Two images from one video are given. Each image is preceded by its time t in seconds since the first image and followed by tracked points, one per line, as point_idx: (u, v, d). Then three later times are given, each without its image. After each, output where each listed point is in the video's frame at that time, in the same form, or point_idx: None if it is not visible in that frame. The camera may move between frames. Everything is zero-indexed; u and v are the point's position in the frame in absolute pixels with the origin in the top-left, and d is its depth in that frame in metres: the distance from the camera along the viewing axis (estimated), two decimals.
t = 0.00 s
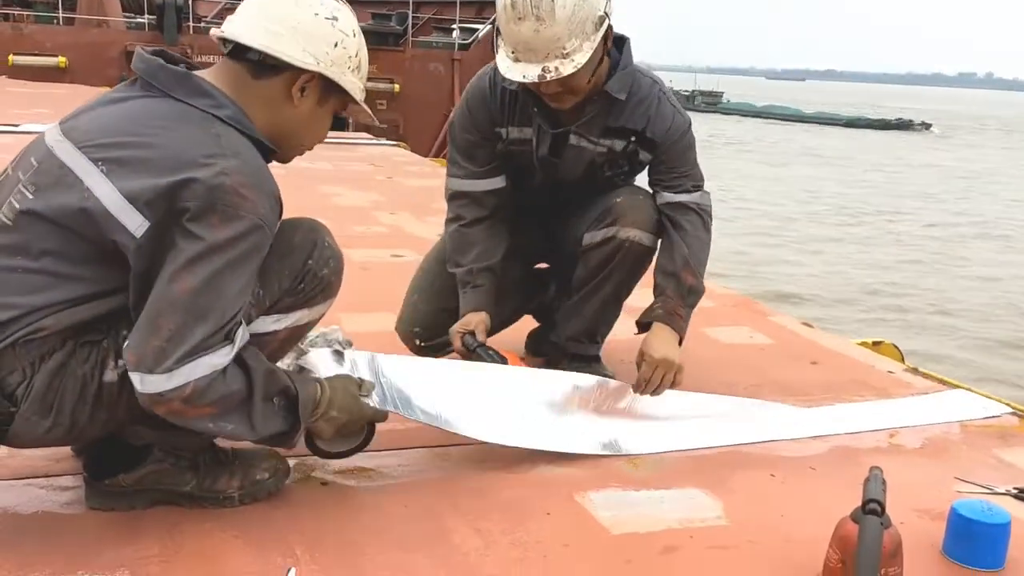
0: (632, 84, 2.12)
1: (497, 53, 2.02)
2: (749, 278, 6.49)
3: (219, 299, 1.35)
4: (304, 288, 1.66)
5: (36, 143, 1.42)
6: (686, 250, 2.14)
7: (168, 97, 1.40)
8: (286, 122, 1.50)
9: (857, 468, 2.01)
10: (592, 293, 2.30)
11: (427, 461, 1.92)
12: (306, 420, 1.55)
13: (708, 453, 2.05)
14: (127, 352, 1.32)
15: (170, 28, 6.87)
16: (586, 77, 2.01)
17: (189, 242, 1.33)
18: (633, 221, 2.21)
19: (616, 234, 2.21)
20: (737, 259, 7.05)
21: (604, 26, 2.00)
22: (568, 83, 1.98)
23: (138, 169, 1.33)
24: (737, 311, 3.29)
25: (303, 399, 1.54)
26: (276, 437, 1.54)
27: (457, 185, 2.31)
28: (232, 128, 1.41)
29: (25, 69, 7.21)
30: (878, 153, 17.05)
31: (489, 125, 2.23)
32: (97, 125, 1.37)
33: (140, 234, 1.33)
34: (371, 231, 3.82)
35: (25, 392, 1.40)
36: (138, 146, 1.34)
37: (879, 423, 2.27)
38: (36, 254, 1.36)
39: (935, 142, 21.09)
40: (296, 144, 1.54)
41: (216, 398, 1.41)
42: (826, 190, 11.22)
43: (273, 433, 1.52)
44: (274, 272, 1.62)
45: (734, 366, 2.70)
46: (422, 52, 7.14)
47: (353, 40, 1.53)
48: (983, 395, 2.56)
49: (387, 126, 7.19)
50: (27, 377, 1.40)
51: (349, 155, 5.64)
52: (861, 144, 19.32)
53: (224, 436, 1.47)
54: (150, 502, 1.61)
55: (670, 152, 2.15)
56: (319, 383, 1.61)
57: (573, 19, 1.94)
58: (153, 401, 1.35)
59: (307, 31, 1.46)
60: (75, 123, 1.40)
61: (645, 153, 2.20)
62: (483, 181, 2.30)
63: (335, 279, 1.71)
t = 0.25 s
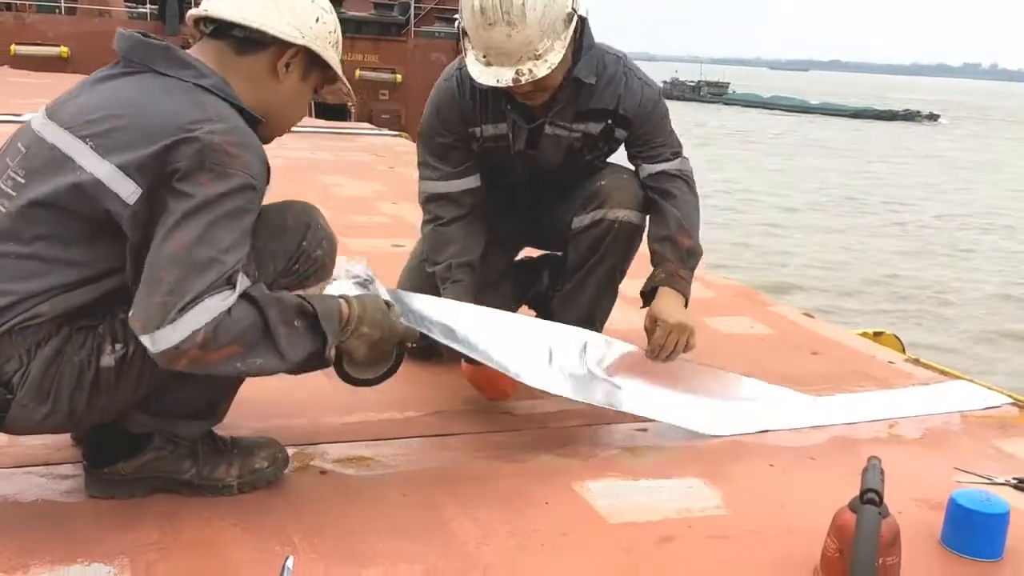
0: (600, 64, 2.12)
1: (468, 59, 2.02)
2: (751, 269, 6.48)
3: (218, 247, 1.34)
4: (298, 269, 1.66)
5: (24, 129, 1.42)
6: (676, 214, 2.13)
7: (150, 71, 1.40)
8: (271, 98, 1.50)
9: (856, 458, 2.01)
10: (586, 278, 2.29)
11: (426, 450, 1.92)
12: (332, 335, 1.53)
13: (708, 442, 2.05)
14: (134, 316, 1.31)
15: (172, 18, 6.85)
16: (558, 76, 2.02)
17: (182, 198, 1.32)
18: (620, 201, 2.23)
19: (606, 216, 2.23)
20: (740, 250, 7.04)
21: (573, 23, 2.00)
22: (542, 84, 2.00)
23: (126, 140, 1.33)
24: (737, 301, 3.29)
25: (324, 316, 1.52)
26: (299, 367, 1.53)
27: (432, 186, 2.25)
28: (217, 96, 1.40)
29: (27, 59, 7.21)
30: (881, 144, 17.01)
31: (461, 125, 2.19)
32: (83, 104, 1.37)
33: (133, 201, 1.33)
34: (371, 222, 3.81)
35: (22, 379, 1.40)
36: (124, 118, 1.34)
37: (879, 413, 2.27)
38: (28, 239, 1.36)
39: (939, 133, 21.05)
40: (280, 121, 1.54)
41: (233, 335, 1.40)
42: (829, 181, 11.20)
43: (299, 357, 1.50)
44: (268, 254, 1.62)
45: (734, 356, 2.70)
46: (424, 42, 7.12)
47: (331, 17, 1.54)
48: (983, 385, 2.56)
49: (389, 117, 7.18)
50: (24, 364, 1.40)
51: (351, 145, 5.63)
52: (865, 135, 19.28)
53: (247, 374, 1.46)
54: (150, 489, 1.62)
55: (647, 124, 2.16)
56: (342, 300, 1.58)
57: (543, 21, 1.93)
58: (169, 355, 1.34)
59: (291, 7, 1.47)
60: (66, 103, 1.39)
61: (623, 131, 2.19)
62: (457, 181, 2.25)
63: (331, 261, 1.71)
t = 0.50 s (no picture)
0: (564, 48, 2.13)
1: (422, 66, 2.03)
2: (752, 264, 6.48)
3: (228, 170, 1.33)
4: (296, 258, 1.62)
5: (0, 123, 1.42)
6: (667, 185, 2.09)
7: (112, 44, 1.39)
8: (236, 64, 1.53)
9: (854, 452, 2.01)
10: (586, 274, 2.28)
11: (424, 444, 1.92)
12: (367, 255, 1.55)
13: (707, 437, 2.05)
14: (170, 256, 1.30)
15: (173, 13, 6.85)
16: (510, 71, 2.03)
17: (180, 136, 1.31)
18: (617, 194, 2.22)
19: (601, 208, 2.22)
20: (741, 245, 7.04)
21: (518, 18, 2.00)
22: (496, 81, 2.02)
23: (104, 111, 1.32)
24: (738, 296, 3.29)
25: (347, 228, 1.55)
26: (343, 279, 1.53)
27: (412, 194, 2.30)
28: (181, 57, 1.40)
29: (28, 54, 7.20)
30: (883, 139, 17.00)
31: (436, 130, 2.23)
32: (58, 88, 1.36)
33: (123, 162, 1.32)
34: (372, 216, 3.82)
35: (22, 377, 1.41)
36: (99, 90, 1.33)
37: (877, 407, 2.27)
38: (16, 231, 1.37)
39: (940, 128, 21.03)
40: (247, 86, 1.57)
41: (272, 245, 1.40)
42: (830, 176, 11.20)
43: (339, 264, 1.51)
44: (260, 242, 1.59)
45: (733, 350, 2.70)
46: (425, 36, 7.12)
47: None
48: (982, 380, 2.56)
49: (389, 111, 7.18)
50: (23, 362, 1.41)
51: (351, 140, 5.63)
52: (867, 130, 19.26)
53: (290, 292, 1.45)
54: (150, 483, 1.63)
55: (621, 99, 2.14)
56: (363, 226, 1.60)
57: (486, 22, 1.93)
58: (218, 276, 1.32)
59: None
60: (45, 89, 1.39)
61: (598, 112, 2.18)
62: (431, 187, 2.30)
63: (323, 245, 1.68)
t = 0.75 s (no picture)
0: (531, 43, 2.12)
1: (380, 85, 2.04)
2: (753, 263, 6.48)
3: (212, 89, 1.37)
4: (226, 265, 1.51)
5: None
6: (649, 168, 2.08)
7: (70, 17, 1.42)
8: (210, 38, 1.54)
9: (856, 453, 2.01)
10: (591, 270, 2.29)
11: (426, 443, 1.92)
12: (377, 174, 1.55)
13: (709, 437, 2.05)
14: (183, 149, 1.32)
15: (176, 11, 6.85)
16: (464, 76, 2.03)
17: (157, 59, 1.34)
18: (616, 193, 2.23)
19: (604, 206, 2.23)
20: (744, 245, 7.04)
21: (464, 24, 1.97)
22: (453, 87, 2.02)
23: (65, 63, 1.33)
24: (741, 296, 3.29)
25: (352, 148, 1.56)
26: (364, 183, 1.53)
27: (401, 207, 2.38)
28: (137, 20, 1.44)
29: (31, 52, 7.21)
30: (885, 138, 16.99)
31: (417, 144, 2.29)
32: (27, 60, 1.38)
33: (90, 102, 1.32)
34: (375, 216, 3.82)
35: None
36: (62, 47, 1.35)
37: (880, 408, 2.27)
38: None
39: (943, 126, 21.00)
40: (225, 61, 1.58)
41: (287, 135, 1.42)
42: (833, 175, 11.18)
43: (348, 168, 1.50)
44: (199, 252, 1.48)
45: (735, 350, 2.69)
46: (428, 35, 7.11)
47: None
48: (985, 380, 2.56)
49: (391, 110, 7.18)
50: None
51: (353, 139, 5.63)
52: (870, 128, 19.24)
53: (314, 185, 1.44)
54: (150, 484, 1.63)
55: (592, 83, 2.13)
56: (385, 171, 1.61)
57: (429, 33, 1.92)
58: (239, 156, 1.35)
59: None
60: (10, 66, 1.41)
61: (572, 100, 2.18)
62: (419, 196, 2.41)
63: (277, 254, 1.59)
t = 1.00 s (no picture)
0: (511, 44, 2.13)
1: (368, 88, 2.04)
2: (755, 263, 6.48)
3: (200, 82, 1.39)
4: (229, 279, 1.51)
5: None
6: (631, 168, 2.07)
7: (62, 30, 1.45)
8: (204, 44, 1.55)
9: (859, 456, 2.01)
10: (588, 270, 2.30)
11: (429, 445, 1.92)
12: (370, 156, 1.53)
13: (711, 440, 2.05)
14: (166, 144, 1.33)
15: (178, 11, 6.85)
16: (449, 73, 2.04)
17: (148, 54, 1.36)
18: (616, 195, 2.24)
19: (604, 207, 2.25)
20: (746, 246, 7.04)
21: (447, 20, 1.98)
22: (439, 84, 2.03)
23: (54, 75, 1.36)
24: (742, 297, 3.29)
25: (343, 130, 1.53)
26: (354, 166, 1.51)
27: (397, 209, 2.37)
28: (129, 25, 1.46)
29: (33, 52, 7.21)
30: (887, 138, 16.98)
31: (406, 147, 2.30)
32: (26, 72, 1.42)
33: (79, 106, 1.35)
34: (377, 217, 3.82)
35: None
36: (53, 59, 1.38)
37: (881, 411, 2.27)
38: None
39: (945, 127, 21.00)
40: (221, 68, 1.58)
41: (269, 123, 1.40)
42: (835, 175, 11.18)
43: (338, 150, 1.48)
44: (199, 262, 1.48)
45: (738, 352, 2.70)
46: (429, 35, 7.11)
47: None
48: (987, 382, 2.56)
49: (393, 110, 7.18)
50: None
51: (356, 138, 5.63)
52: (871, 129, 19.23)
53: (301, 173, 1.43)
54: (140, 489, 1.62)
55: (573, 76, 2.12)
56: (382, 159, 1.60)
57: (414, 30, 1.92)
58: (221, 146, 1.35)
59: None
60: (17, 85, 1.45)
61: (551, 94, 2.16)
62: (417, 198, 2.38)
63: (278, 269, 1.56)
